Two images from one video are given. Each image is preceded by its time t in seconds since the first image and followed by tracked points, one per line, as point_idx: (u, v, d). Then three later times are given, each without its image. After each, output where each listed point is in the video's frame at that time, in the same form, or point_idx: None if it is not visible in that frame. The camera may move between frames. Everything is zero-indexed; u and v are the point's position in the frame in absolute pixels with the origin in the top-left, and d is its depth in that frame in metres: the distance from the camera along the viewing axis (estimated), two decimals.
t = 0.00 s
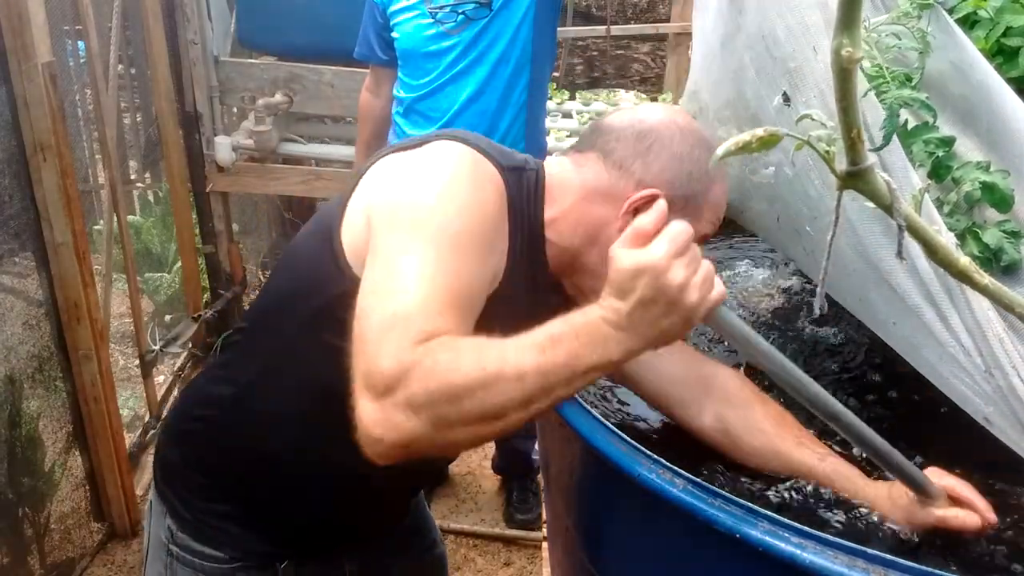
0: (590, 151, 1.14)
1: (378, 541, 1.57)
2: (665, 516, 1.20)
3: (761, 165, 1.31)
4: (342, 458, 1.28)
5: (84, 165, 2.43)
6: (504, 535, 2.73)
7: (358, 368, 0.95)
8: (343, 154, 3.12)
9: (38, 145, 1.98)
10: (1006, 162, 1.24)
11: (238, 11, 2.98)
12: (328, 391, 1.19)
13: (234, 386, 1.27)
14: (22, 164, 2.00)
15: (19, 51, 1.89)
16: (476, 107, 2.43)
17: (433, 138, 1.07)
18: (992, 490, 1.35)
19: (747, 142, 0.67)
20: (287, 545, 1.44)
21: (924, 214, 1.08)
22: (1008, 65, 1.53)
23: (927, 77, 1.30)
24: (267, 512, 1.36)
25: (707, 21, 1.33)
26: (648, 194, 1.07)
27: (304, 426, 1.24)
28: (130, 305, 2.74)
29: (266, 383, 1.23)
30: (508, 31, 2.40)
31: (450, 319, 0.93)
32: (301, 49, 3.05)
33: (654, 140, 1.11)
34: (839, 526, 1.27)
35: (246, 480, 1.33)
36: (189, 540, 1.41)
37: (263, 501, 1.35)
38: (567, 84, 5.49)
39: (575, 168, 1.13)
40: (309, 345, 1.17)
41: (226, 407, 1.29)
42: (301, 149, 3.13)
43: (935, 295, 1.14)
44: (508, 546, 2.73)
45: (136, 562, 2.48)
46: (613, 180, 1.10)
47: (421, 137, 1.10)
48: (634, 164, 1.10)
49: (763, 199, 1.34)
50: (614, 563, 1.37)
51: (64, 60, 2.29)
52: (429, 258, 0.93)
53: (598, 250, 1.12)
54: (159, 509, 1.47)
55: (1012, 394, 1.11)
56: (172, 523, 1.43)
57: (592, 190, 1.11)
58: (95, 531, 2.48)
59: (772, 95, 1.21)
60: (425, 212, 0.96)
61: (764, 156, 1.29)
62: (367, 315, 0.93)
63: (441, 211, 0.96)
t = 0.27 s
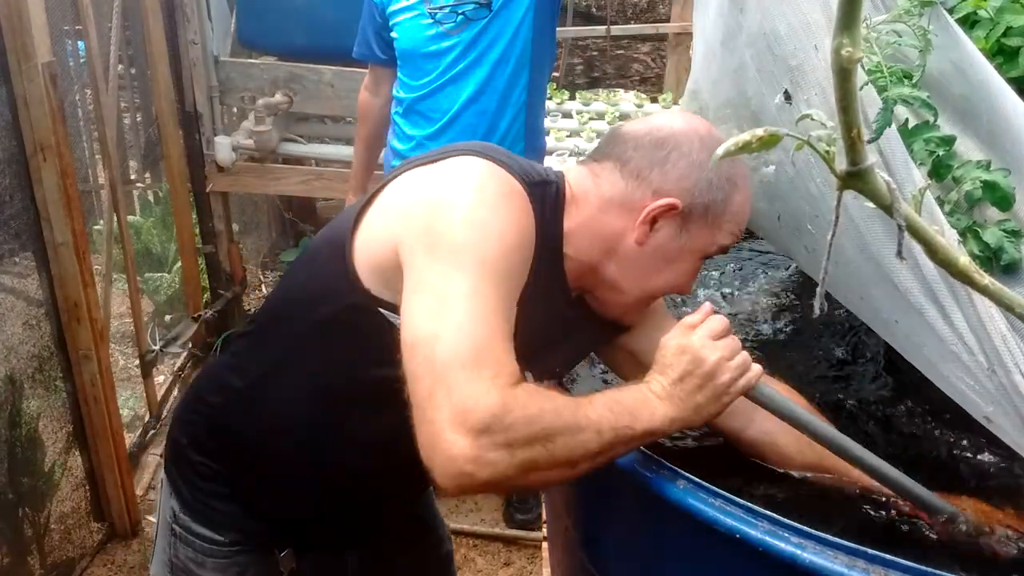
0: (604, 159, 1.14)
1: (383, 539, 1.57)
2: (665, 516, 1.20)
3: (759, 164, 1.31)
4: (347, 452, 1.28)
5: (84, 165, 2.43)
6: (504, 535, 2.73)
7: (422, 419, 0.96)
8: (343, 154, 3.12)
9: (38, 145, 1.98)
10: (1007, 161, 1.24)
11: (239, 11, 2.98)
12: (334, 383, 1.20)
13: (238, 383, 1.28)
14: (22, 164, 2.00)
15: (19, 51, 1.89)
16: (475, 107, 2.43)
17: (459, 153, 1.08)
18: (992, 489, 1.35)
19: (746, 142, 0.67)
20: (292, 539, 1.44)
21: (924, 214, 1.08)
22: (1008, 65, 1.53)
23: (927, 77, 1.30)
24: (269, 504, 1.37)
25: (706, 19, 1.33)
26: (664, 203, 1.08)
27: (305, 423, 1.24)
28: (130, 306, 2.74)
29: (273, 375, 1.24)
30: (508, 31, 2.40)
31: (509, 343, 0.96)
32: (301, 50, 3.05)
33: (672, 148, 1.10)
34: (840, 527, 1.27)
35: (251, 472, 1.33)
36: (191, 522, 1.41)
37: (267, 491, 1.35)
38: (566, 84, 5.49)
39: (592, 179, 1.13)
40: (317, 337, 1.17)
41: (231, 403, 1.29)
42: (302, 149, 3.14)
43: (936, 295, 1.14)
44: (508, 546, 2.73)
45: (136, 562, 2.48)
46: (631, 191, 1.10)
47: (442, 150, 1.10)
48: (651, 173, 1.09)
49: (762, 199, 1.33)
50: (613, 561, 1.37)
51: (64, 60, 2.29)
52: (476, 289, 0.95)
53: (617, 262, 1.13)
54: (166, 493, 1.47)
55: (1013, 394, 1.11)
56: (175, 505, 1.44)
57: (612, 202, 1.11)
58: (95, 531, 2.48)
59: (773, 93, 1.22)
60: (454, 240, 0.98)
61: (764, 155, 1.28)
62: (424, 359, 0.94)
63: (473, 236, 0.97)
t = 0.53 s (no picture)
0: (600, 140, 1.15)
1: (384, 538, 1.58)
2: (664, 516, 1.20)
3: (760, 165, 1.30)
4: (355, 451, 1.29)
5: (84, 165, 2.43)
6: (504, 535, 2.73)
7: (451, 396, 0.94)
8: (343, 154, 3.12)
9: (38, 145, 1.98)
10: (1006, 161, 1.24)
11: (239, 11, 2.98)
12: (344, 378, 1.20)
13: (239, 383, 1.28)
14: (22, 164, 2.00)
15: (19, 51, 1.89)
16: (475, 107, 2.44)
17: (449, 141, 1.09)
18: (992, 489, 1.35)
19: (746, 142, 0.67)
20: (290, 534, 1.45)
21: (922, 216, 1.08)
22: (1007, 65, 1.53)
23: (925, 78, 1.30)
24: (274, 500, 1.37)
25: (703, 23, 1.33)
26: (663, 174, 1.08)
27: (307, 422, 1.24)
28: (131, 305, 2.74)
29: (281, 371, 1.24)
30: (507, 31, 2.40)
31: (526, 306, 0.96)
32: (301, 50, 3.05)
33: (664, 120, 1.10)
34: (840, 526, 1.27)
35: (257, 468, 1.33)
36: (194, 517, 1.39)
37: (273, 487, 1.35)
38: (566, 84, 5.49)
39: (588, 161, 1.14)
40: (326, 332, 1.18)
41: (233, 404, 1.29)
42: (302, 149, 3.14)
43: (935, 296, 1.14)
44: (508, 546, 2.73)
45: (136, 562, 2.48)
46: (627, 167, 1.10)
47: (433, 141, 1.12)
48: (646, 148, 1.10)
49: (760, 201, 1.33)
50: (613, 560, 1.38)
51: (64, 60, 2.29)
52: (487, 258, 0.95)
53: (622, 243, 1.14)
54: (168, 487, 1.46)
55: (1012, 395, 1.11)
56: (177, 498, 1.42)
57: (610, 179, 1.12)
58: (95, 531, 2.47)
59: (770, 97, 1.22)
60: (452, 213, 0.99)
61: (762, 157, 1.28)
62: (445, 336, 0.93)
63: (471, 206, 0.98)
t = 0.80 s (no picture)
0: (564, 91, 1.15)
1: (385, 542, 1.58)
2: (665, 516, 1.20)
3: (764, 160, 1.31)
4: (362, 451, 1.28)
5: (84, 165, 2.43)
6: (504, 535, 2.73)
7: (480, 312, 0.92)
8: (342, 154, 3.12)
9: (38, 145, 1.98)
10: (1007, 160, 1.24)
11: (239, 12, 2.98)
12: (344, 377, 1.20)
13: (240, 384, 1.28)
14: (22, 165, 2.00)
15: (19, 51, 1.89)
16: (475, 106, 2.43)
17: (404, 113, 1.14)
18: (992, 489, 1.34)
19: (745, 143, 0.68)
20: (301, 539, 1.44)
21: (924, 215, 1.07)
22: (1008, 65, 1.53)
23: (929, 75, 1.30)
24: (276, 505, 1.36)
25: (709, 18, 1.33)
26: (632, 113, 1.07)
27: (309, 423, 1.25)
28: (130, 306, 2.74)
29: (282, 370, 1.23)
30: (506, 31, 2.40)
31: (519, 217, 0.96)
32: (301, 50, 3.05)
33: (625, 63, 1.10)
34: (838, 527, 1.27)
35: (259, 471, 1.32)
36: (200, 540, 1.40)
37: (276, 490, 1.34)
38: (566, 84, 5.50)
39: (556, 115, 1.14)
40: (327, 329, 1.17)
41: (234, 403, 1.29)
42: (302, 149, 3.14)
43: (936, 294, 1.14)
44: (508, 546, 2.73)
45: (136, 562, 2.48)
46: (593, 113, 1.10)
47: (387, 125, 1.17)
48: (611, 91, 1.10)
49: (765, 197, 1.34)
50: (613, 561, 1.38)
51: (64, 60, 2.29)
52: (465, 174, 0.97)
53: (600, 187, 1.13)
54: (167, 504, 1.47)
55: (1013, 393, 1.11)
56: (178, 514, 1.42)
57: (579, 126, 1.11)
58: (95, 531, 2.47)
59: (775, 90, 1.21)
60: (419, 158, 1.01)
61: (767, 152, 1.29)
62: (443, 251, 0.93)
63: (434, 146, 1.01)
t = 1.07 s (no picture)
0: (481, 38, 1.20)
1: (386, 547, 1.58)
2: (665, 516, 1.20)
3: (761, 162, 1.31)
4: (356, 444, 1.29)
5: (84, 165, 2.43)
6: (504, 535, 2.73)
7: (484, 228, 0.91)
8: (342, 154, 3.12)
9: (38, 145, 1.98)
10: (1008, 161, 1.24)
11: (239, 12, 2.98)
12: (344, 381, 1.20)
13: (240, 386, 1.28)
14: (22, 165, 2.00)
15: (19, 51, 1.89)
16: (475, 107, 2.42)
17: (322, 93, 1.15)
18: (991, 489, 1.34)
19: (746, 141, 0.69)
20: (285, 548, 1.43)
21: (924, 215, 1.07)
22: (1008, 65, 1.53)
23: (929, 77, 1.30)
24: (281, 518, 1.38)
25: (704, 18, 1.32)
26: (556, 50, 1.13)
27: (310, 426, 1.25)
28: (131, 305, 2.74)
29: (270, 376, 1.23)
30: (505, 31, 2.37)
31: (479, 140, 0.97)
32: (300, 48, 3.04)
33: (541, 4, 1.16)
34: (837, 528, 1.26)
35: (254, 471, 1.33)
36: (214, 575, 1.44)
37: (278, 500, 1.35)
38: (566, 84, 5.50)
39: (477, 62, 1.19)
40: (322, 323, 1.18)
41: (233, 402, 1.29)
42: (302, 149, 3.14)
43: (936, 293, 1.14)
44: (508, 546, 2.73)
45: (136, 562, 2.48)
46: (517, 55, 1.16)
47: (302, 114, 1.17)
48: (530, 31, 1.15)
49: (762, 198, 1.33)
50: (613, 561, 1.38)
51: (64, 60, 2.29)
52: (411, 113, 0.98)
53: (530, 127, 1.19)
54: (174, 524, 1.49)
55: (1013, 393, 1.11)
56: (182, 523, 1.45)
57: (505, 68, 1.17)
58: (95, 531, 2.47)
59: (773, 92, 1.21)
60: (349, 124, 1.02)
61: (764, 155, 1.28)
62: (414, 182, 0.93)
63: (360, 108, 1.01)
